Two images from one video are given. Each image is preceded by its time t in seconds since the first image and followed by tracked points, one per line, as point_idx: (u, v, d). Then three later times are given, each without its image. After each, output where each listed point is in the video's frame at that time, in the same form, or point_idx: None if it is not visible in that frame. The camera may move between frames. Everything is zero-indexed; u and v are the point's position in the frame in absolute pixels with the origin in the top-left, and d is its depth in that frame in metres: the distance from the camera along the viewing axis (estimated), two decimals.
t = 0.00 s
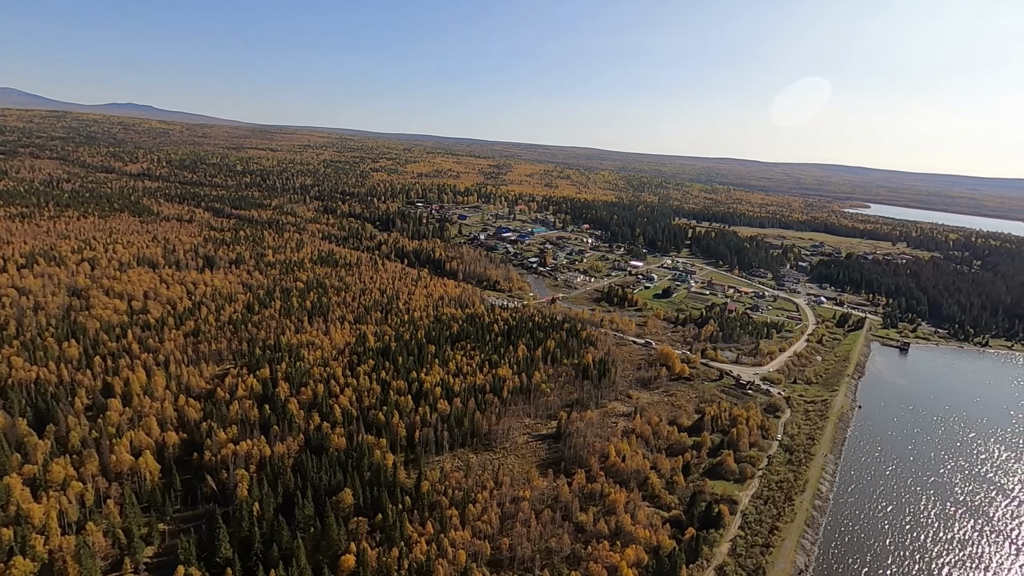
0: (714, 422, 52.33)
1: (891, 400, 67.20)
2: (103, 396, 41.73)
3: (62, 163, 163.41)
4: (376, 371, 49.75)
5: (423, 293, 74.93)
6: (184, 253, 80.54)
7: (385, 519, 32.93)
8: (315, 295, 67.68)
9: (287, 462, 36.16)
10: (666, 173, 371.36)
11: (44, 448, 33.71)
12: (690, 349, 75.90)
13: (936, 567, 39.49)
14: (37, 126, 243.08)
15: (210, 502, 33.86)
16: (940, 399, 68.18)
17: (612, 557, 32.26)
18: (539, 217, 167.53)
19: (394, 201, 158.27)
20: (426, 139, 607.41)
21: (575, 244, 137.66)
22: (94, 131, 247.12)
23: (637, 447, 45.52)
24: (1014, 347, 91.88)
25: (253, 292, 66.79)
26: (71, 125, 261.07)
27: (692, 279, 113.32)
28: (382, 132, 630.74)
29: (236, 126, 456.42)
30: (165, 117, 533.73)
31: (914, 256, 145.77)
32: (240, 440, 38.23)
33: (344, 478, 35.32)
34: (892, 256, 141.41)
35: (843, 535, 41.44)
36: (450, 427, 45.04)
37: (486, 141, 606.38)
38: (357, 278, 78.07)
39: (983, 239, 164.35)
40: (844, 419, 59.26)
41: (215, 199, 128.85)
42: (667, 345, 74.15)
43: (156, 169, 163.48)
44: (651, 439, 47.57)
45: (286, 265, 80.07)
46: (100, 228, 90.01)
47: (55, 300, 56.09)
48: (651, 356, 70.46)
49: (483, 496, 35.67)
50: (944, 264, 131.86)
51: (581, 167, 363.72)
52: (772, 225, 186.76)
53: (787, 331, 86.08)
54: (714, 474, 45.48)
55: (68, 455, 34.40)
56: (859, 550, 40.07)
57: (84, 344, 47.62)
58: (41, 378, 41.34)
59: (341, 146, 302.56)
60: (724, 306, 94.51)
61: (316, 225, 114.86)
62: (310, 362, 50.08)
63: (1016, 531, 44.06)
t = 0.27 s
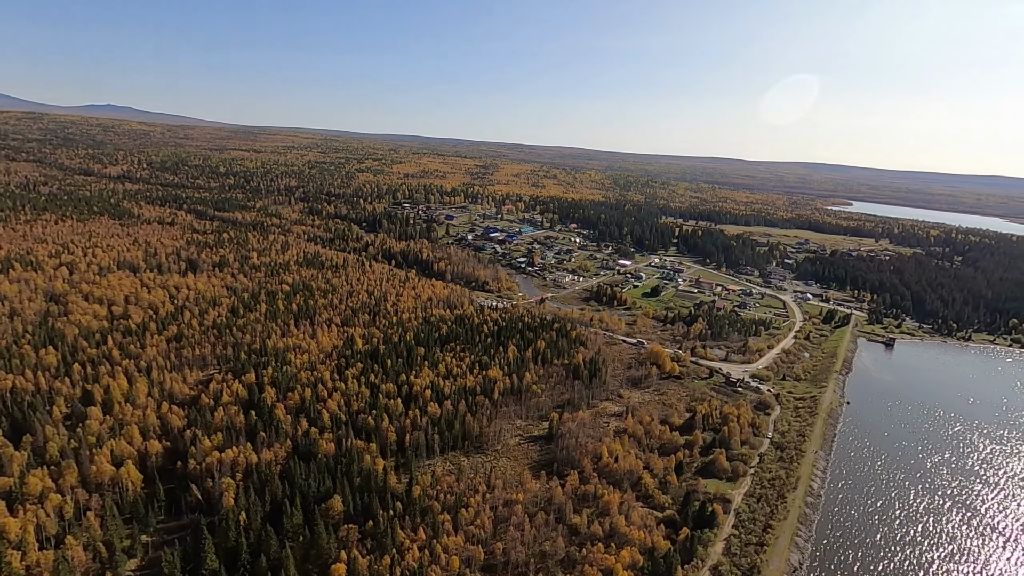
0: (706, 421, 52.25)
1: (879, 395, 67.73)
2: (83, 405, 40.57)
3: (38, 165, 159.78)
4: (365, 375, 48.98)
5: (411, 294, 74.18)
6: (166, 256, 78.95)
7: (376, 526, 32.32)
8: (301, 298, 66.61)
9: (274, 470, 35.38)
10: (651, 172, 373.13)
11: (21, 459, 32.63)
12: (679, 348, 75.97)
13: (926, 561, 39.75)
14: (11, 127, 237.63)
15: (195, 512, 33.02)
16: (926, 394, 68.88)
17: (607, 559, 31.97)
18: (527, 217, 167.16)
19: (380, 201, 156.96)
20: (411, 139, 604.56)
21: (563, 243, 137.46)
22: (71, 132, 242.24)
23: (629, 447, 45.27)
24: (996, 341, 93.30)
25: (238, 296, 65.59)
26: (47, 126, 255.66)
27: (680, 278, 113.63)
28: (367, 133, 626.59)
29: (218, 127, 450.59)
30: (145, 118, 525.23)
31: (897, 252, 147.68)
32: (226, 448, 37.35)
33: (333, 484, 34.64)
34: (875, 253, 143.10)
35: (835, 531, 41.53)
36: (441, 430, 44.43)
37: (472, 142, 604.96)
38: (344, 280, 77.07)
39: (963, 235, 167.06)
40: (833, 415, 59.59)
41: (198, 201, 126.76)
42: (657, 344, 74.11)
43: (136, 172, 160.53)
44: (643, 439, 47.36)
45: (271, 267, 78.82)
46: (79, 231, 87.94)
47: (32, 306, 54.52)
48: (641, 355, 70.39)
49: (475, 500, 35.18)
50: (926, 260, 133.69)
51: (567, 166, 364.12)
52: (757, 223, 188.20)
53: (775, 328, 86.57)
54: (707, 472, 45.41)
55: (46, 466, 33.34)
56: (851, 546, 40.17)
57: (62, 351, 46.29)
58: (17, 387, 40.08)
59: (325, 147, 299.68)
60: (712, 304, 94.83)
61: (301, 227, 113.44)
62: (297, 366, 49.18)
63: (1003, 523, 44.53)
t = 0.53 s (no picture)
0: (698, 420, 52.09)
1: (868, 391, 68.12)
2: (62, 414, 39.42)
3: (15, 168, 156.35)
4: (354, 378, 48.19)
5: (400, 295, 73.43)
6: (148, 260, 77.38)
7: (367, 534, 31.67)
8: (288, 301, 65.56)
9: (262, 478, 34.57)
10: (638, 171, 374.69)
11: None
12: (670, 346, 75.95)
13: (919, 556, 39.86)
14: None
15: (180, 522, 32.16)
16: (914, 389, 69.41)
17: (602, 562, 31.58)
18: (515, 217, 166.71)
19: (367, 202, 155.60)
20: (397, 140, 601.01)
21: (551, 243, 137.18)
22: (49, 135, 237.56)
23: (623, 448, 44.93)
24: (979, 335, 94.48)
25: (222, 299, 64.38)
26: (23, 128, 250.35)
27: (669, 276, 113.81)
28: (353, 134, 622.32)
29: (200, 128, 444.79)
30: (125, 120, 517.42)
31: (881, 249, 149.31)
32: (211, 456, 36.47)
33: (323, 491, 33.93)
34: (860, 250, 144.54)
35: (828, 528, 41.52)
36: (432, 433, 43.82)
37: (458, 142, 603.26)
38: (331, 283, 76.03)
39: (944, 231, 169.41)
40: (824, 411, 59.81)
41: (180, 204, 124.68)
42: (647, 343, 74.02)
43: (116, 174, 157.67)
44: (637, 439, 47.10)
45: (256, 270, 77.58)
46: (57, 235, 85.94)
47: (8, 312, 52.98)
48: (631, 354, 70.23)
49: (468, 505, 34.64)
50: (910, 256, 135.31)
51: (554, 166, 364.32)
52: (743, 221, 189.41)
53: (763, 325, 86.94)
54: (700, 471, 45.22)
55: (24, 479, 32.26)
56: (845, 543, 40.12)
57: (40, 358, 44.94)
58: None
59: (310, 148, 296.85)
60: (701, 302, 95.02)
61: (286, 229, 111.98)
62: (284, 371, 48.27)
63: (993, 516, 44.87)
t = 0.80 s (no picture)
0: (690, 418, 51.98)
1: (856, 388, 68.56)
2: (41, 423, 38.30)
3: None
4: (343, 382, 47.43)
5: (388, 297, 72.64)
6: (131, 264, 75.80)
7: (358, 541, 31.01)
8: (275, 303, 64.54)
9: (249, 485, 33.80)
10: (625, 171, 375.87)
11: None
12: (660, 345, 75.92)
13: (911, 551, 39.97)
14: None
15: (165, 533, 31.31)
16: (902, 384, 70.01)
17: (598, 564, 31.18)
18: (503, 217, 166.25)
19: (354, 203, 154.20)
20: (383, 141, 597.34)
21: (540, 243, 136.88)
22: (27, 137, 232.80)
23: (616, 448, 44.63)
24: (964, 331, 95.61)
25: (207, 303, 63.20)
26: None
27: (658, 275, 114.02)
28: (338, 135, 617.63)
29: (182, 130, 438.77)
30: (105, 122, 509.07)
31: (866, 246, 150.92)
32: (197, 464, 35.60)
33: (312, 499, 33.25)
34: (846, 247, 145.94)
35: (821, 525, 41.56)
36: (423, 437, 43.22)
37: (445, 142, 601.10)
38: (318, 285, 75.01)
39: (927, 228, 171.57)
40: (814, 408, 60.04)
41: (163, 206, 122.62)
42: (638, 342, 73.93)
43: (97, 176, 154.81)
44: (629, 439, 46.84)
45: (242, 272, 76.35)
46: (36, 239, 83.96)
47: None
48: (622, 353, 70.07)
49: (461, 510, 34.11)
50: (894, 253, 136.83)
51: (542, 166, 364.26)
52: (730, 220, 190.59)
53: (752, 323, 87.29)
54: (694, 470, 45.06)
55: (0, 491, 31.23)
56: (838, 540, 40.16)
57: (18, 365, 43.67)
58: None
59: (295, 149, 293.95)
60: (690, 301, 95.25)
61: (272, 231, 110.53)
62: (271, 375, 47.38)
63: (982, 510, 45.18)
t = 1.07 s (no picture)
0: (682, 418, 51.82)
1: (845, 385, 68.95)
2: (18, 432, 37.10)
3: None
4: (331, 385, 46.59)
5: (377, 298, 71.75)
6: (112, 266, 74.13)
7: (349, 549, 30.32)
8: (260, 306, 63.40)
9: (236, 493, 32.95)
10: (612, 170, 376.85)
11: None
12: (651, 344, 75.82)
13: (903, 547, 40.05)
14: None
15: (148, 544, 30.37)
16: (890, 381, 70.54)
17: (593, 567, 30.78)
18: (491, 217, 165.63)
19: (340, 204, 152.69)
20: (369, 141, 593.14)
21: (529, 243, 136.46)
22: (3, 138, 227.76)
23: (609, 449, 44.28)
24: (948, 327, 96.82)
25: (191, 306, 61.94)
26: None
27: (647, 274, 114.10)
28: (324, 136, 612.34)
29: (164, 130, 432.30)
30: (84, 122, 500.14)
31: (851, 244, 152.43)
32: (181, 471, 34.66)
33: (301, 506, 32.55)
34: (831, 245, 147.30)
35: (814, 523, 41.56)
36: (414, 440, 42.56)
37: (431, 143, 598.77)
38: (305, 287, 73.89)
39: (910, 226, 173.85)
40: (804, 406, 60.22)
41: (145, 207, 120.42)
42: (628, 341, 73.77)
43: (77, 178, 151.74)
44: (622, 439, 46.56)
45: (227, 275, 75.05)
46: (12, 242, 81.77)
47: None
48: (613, 353, 69.86)
49: (454, 515, 33.51)
50: (879, 250, 138.30)
51: (529, 166, 364.01)
52: (717, 218, 191.61)
53: (741, 321, 87.56)
54: (687, 470, 44.85)
55: None
56: (831, 538, 40.15)
57: None
58: None
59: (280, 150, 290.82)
60: (680, 299, 95.34)
61: (258, 232, 108.97)
62: (258, 379, 46.42)
63: (971, 504, 45.52)
